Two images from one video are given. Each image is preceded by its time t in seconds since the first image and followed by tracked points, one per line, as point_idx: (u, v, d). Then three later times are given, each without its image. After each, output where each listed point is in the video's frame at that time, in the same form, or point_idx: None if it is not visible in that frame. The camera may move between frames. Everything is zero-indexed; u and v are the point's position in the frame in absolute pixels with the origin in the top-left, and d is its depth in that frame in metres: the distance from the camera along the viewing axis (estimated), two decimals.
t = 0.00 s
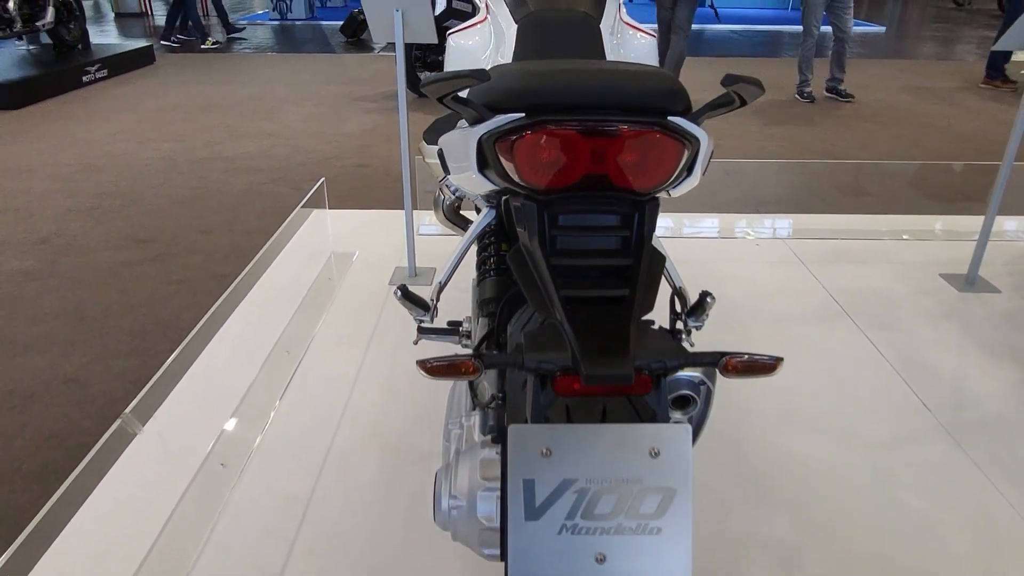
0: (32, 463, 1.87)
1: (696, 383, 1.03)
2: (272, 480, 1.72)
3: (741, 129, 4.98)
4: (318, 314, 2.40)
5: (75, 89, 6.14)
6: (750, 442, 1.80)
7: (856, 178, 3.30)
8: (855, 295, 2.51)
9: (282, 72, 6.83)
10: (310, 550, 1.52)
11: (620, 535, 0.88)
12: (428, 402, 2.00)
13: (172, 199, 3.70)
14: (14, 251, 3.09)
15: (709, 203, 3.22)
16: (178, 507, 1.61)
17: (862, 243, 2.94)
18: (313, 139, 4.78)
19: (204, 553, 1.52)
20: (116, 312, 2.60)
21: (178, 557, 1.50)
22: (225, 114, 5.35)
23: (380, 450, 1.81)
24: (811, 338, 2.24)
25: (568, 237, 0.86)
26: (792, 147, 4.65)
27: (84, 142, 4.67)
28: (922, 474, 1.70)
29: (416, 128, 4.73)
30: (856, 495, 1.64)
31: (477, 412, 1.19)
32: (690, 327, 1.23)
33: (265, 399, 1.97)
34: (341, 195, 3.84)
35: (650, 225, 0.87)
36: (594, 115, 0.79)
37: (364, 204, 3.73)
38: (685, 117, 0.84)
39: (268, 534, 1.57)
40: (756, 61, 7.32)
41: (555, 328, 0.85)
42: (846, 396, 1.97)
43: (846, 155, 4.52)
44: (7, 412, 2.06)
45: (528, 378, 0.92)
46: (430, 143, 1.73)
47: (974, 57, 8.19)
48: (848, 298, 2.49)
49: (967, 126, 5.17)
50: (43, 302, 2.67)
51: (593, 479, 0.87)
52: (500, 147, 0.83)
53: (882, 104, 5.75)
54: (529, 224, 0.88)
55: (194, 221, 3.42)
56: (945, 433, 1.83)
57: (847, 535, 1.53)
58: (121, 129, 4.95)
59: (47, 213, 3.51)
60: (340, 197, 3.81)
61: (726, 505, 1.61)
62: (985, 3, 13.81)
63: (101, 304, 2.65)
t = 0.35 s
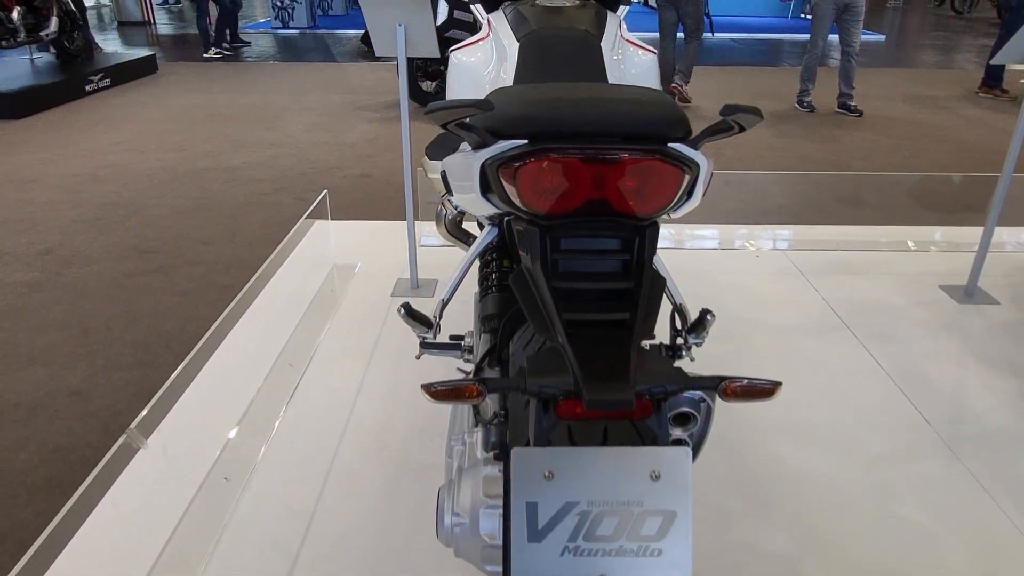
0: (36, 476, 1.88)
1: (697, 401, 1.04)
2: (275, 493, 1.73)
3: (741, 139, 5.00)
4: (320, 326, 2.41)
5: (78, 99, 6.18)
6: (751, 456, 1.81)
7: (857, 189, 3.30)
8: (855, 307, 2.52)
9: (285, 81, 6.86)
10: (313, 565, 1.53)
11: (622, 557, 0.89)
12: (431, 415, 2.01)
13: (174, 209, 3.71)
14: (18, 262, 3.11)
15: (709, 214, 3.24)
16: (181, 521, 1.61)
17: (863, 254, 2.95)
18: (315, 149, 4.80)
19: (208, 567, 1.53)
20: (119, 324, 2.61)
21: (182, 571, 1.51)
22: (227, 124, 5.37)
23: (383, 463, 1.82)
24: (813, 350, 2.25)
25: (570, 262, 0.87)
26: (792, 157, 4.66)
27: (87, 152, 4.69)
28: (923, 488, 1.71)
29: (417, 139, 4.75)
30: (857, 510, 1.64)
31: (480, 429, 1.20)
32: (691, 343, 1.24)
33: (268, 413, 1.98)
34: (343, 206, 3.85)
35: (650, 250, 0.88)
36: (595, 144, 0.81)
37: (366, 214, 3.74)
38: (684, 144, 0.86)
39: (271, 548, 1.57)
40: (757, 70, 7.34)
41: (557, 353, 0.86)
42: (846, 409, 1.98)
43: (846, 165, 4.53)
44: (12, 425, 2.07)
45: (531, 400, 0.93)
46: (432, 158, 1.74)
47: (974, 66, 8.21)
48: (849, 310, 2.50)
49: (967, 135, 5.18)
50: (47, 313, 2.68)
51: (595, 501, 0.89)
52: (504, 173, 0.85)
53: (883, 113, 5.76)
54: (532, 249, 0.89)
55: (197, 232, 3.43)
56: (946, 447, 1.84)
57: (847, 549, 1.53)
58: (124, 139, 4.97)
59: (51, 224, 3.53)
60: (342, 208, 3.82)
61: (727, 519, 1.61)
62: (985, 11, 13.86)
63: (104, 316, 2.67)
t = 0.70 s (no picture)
0: (41, 489, 1.89)
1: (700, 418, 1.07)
2: (280, 507, 1.73)
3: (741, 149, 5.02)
4: (323, 337, 2.43)
5: (81, 107, 6.21)
6: (754, 470, 1.81)
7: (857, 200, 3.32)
8: (856, 319, 2.53)
9: (287, 90, 6.90)
10: None
11: None
12: (433, 427, 2.02)
13: (177, 219, 3.73)
14: (22, 272, 3.12)
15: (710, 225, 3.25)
16: (187, 535, 1.62)
17: (863, 266, 2.96)
18: (317, 158, 4.82)
19: None
20: (123, 335, 2.62)
21: None
22: (230, 133, 5.39)
23: (386, 476, 1.83)
24: (814, 363, 2.27)
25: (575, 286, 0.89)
26: (793, 167, 4.68)
27: (90, 161, 4.71)
28: (925, 502, 1.71)
29: (419, 149, 4.77)
30: (858, 524, 1.65)
31: (484, 446, 1.21)
32: (692, 359, 1.26)
33: (272, 425, 1.99)
34: (345, 215, 3.87)
35: (653, 274, 0.89)
36: (599, 174, 0.82)
37: (368, 225, 3.75)
38: (686, 171, 0.87)
39: (276, 563, 1.58)
40: (757, 79, 7.37)
41: (563, 378, 0.86)
42: (849, 422, 1.99)
43: (847, 175, 4.55)
44: (17, 437, 2.08)
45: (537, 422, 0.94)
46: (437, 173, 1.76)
47: (974, 75, 8.23)
48: (850, 322, 2.51)
49: (966, 145, 5.21)
50: (51, 324, 2.70)
51: (601, 525, 0.90)
52: (510, 200, 0.86)
53: (882, 122, 5.79)
54: (538, 274, 0.90)
55: (200, 242, 3.45)
56: (947, 461, 1.85)
57: (849, 564, 1.54)
58: (127, 148, 5.00)
59: (54, 234, 3.54)
60: (344, 218, 3.84)
61: (729, 533, 1.62)
62: (984, 20, 13.90)
63: (108, 327, 2.68)
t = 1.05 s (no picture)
0: (47, 503, 1.90)
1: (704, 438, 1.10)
2: (284, 522, 1.75)
3: (743, 157, 5.04)
4: (327, 350, 2.44)
5: (85, 115, 6.23)
6: (756, 485, 1.82)
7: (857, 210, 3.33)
8: (857, 331, 2.54)
9: (289, 98, 6.92)
10: None
11: None
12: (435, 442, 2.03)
13: (181, 229, 3.74)
14: (28, 283, 3.14)
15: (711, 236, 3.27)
16: (192, 552, 1.63)
17: (864, 277, 2.98)
18: (320, 167, 4.84)
19: None
20: (128, 346, 2.64)
21: None
22: (233, 141, 5.41)
23: (389, 491, 1.84)
24: (815, 375, 2.28)
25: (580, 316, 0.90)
26: (794, 176, 4.69)
27: (94, 170, 4.73)
28: (925, 518, 1.73)
29: (421, 158, 4.79)
30: (860, 540, 1.66)
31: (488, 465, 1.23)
32: (695, 379, 1.28)
33: (276, 440, 2.00)
34: (348, 225, 3.89)
35: (657, 305, 0.91)
36: (604, 208, 0.84)
37: (371, 235, 3.77)
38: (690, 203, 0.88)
39: None
40: (758, 86, 7.39)
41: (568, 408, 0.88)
42: (850, 437, 2.00)
43: (848, 184, 4.56)
44: (23, 450, 2.09)
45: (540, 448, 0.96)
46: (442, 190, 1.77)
47: (973, 82, 8.26)
48: (851, 335, 2.52)
49: (966, 154, 5.23)
50: (56, 335, 2.71)
51: (606, 554, 0.91)
52: (516, 231, 0.88)
53: (883, 130, 5.81)
54: (545, 304, 0.91)
55: (204, 252, 3.46)
56: (947, 476, 1.86)
57: None
58: (131, 156, 5.02)
59: (59, 243, 3.56)
60: (347, 227, 3.86)
61: (731, 549, 1.63)
62: (984, 26, 13.94)
63: (112, 338, 2.69)
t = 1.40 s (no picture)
0: (53, 514, 1.91)
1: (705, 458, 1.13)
2: (289, 534, 1.76)
3: (743, 163, 5.05)
4: (330, 360, 2.46)
5: (87, 119, 6.25)
6: (757, 498, 1.84)
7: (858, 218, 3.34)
8: (858, 341, 2.55)
9: (291, 102, 6.94)
10: None
11: None
12: (438, 453, 2.04)
13: (184, 236, 3.76)
14: (32, 291, 3.15)
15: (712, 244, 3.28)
16: (198, 564, 1.65)
17: (865, 285, 2.99)
18: (322, 172, 4.86)
19: None
20: (132, 355, 2.65)
21: None
22: (235, 146, 5.43)
23: (393, 503, 1.85)
24: (816, 386, 2.29)
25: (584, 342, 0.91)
26: (794, 182, 4.71)
27: (97, 175, 4.75)
28: (925, 530, 1.74)
29: (423, 164, 4.80)
30: (860, 553, 1.67)
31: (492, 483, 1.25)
32: (697, 397, 1.30)
33: (280, 452, 2.02)
34: (350, 232, 3.90)
35: (660, 332, 0.92)
36: (608, 241, 0.85)
37: (374, 241, 3.78)
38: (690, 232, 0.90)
39: None
40: (759, 90, 7.40)
41: (572, 434, 0.89)
42: (850, 448, 2.02)
43: (848, 190, 4.57)
44: (28, 460, 2.10)
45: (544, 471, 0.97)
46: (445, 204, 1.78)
47: (974, 86, 8.27)
48: (851, 344, 2.53)
49: (966, 159, 5.24)
50: (61, 344, 2.72)
51: None
52: (522, 260, 0.89)
53: (883, 136, 5.82)
54: (549, 331, 0.93)
55: (207, 259, 3.48)
56: (947, 489, 1.87)
57: None
58: (133, 161, 5.04)
59: (63, 250, 3.58)
60: (349, 234, 3.87)
61: (733, 561, 1.64)
62: (984, 29, 13.95)
63: (116, 347, 2.71)
